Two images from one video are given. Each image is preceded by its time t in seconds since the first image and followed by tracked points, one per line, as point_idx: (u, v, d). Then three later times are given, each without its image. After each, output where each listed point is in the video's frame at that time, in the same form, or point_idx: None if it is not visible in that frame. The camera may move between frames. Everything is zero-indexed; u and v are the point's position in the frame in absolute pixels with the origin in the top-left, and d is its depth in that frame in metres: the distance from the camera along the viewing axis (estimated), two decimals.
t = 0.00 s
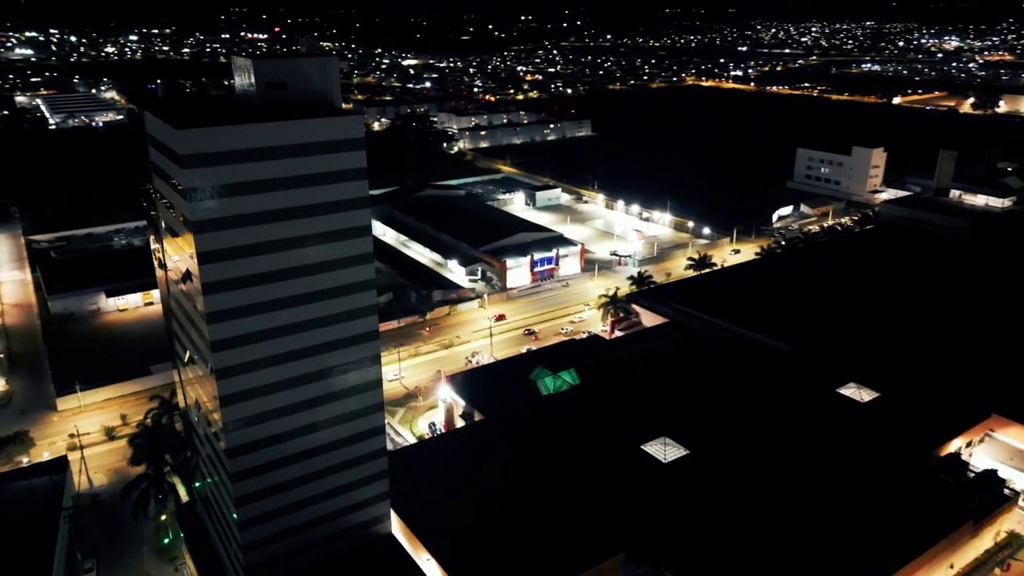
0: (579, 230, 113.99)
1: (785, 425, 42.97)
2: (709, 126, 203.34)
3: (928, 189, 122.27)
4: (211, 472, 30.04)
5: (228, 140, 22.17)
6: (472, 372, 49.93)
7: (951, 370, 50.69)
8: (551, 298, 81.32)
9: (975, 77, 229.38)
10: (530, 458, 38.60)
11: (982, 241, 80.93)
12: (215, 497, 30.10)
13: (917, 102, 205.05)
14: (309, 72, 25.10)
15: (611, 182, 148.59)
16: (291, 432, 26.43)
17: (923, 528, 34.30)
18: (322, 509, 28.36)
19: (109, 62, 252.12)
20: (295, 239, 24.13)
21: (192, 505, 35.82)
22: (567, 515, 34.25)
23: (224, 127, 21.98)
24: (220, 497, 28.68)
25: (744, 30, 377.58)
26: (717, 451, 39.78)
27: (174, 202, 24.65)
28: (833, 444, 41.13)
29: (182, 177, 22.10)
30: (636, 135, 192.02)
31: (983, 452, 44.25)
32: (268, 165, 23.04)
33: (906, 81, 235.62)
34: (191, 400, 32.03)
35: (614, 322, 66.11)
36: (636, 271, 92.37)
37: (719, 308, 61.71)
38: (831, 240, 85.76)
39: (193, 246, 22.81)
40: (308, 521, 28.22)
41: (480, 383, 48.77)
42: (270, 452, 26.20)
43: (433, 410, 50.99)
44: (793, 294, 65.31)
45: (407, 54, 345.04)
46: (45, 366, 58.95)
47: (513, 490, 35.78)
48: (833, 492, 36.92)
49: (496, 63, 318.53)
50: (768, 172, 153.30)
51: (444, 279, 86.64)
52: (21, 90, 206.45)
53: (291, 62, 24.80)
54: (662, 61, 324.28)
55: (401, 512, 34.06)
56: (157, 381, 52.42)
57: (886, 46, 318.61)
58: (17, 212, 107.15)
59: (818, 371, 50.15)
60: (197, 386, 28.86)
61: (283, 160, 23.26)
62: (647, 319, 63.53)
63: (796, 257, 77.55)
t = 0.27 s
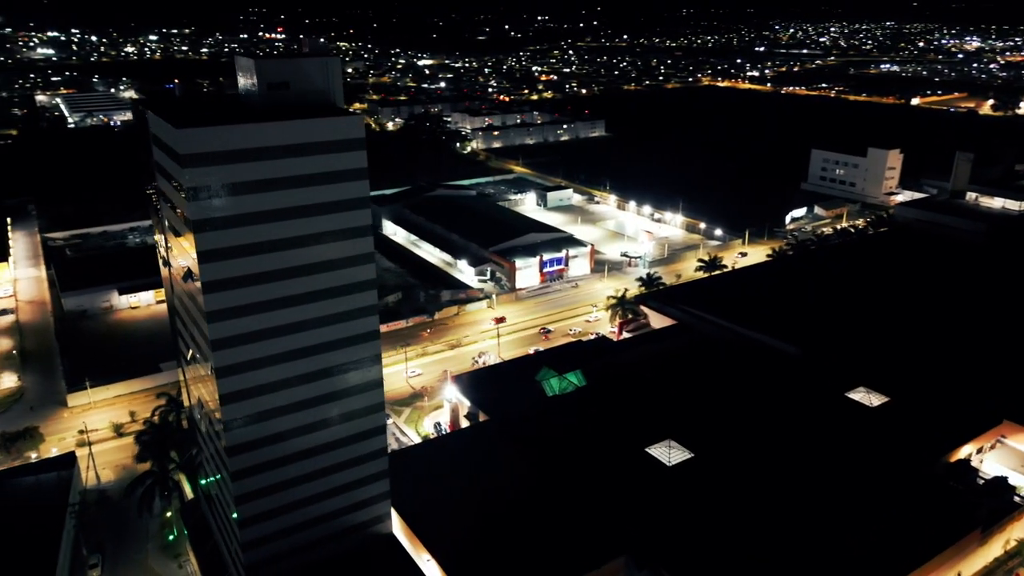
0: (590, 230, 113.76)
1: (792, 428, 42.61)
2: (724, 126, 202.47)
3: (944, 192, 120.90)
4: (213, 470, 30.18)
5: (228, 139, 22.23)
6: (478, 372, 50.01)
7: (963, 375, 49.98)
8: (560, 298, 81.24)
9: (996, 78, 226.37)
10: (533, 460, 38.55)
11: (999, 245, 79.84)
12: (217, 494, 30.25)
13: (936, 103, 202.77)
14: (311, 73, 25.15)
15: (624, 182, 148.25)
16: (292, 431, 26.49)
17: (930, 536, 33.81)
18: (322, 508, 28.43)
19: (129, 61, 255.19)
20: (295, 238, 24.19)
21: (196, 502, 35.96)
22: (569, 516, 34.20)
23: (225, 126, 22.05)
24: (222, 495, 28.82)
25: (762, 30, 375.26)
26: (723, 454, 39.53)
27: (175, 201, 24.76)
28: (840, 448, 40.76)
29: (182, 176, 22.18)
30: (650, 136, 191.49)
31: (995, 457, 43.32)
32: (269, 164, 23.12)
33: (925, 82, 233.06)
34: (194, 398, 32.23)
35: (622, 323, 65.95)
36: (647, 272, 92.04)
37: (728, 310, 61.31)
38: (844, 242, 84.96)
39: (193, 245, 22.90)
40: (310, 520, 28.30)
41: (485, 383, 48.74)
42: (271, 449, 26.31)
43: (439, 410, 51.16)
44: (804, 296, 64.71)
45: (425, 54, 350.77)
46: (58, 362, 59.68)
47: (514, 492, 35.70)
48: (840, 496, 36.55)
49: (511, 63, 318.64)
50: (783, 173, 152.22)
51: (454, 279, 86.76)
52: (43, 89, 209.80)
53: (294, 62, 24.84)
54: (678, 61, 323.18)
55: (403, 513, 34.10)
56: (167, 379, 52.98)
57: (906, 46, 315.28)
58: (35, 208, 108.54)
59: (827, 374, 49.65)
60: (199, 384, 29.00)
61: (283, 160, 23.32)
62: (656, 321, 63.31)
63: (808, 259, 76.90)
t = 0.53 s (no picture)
0: (600, 231, 113.41)
1: (799, 433, 42.24)
2: (740, 127, 201.38)
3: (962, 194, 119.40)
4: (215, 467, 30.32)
5: (229, 139, 22.32)
6: (484, 373, 49.98)
7: (976, 380, 49.21)
8: (569, 299, 81.08)
9: (1018, 79, 223.15)
10: (536, 461, 38.47)
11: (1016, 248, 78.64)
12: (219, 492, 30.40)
13: (956, 104, 200.27)
14: (314, 72, 25.25)
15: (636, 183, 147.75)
16: (292, 430, 26.59)
17: (937, 543, 33.30)
18: (323, 507, 28.52)
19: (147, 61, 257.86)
20: (295, 238, 24.27)
21: (200, 500, 36.17)
22: (570, 518, 34.10)
23: (226, 126, 22.14)
24: (223, 493, 28.98)
25: (780, 30, 372.65)
26: (728, 458, 39.23)
27: (177, 199, 24.88)
28: (847, 453, 40.35)
29: (182, 176, 22.29)
30: (664, 136, 190.74)
31: (1006, 464, 42.94)
32: (269, 164, 23.19)
33: (945, 83, 230.21)
34: (197, 395, 32.39)
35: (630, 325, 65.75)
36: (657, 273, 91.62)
37: (737, 313, 60.86)
38: (858, 244, 84.08)
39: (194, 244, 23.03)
40: (310, 519, 28.38)
41: (490, 384, 48.67)
42: (271, 448, 26.40)
43: (445, 410, 51.16)
44: (815, 299, 64.12)
45: (440, 54, 352.61)
46: (70, 359, 60.23)
47: (516, 494, 35.59)
48: (845, 502, 36.17)
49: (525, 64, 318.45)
50: (797, 174, 151.03)
51: (464, 279, 86.76)
52: (63, 88, 212.60)
53: (296, 62, 24.92)
54: (694, 61, 321.64)
55: (405, 513, 34.15)
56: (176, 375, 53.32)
57: (926, 46, 311.66)
58: (51, 206, 109.76)
59: (836, 378, 49.12)
60: (201, 381, 29.14)
61: (283, 160, 23.40)
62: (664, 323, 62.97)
63: (820, 261, 76.16)
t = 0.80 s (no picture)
0: (612, 232, 113.08)
1: (806, 437, 41.78)
2: (756, 128, 200.15)
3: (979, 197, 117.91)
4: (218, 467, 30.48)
5: (229, 138, 22.42)
6: (489, 373, 49.91)
7: (990, 384, 48.45)
8: (578, 300, 80.90)
9: None
10: (539, 463, 38.32)
11: None
12: (221, 490, 30.55)
13: (976, 105, 197.62)
14: (316, 72, 25.37)
15: (648, 184, 147.16)
16: (292, 429, 26.65)
17: (944, 552, 32.79)
18: (325, 506, 28.61)
19: (166, 61, 260.95)
20: (296, 238, 24.38)
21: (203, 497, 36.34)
22: (572, 520, 33.92)
23: (226, 126, 22.24)
24: (226, 491, 29.12)
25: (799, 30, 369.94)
26: (733, 462, 38.88)
27: (178, 199, 25.01)
28: (855, 458, 39.87)
29: (184, 176, 22.42)
30: (678, 137, 189.95)
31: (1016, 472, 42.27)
32: (269, 163, 23.27)
33: (965, 84, 227.39)
34: (200, 393, 32.55)
35: (638, 326, 65.36)
36: (667, 275, 91.19)
37: (746, 315, 60.41)
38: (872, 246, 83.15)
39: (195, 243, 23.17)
40: (310, 518, 28.44)
41: (496, 384, 48.59)
42: (271, 447, 26.49)
43: (450, 411, 51.19)
44: (826, 302, 63.47)
45: (456, 54, 353.73)
46: (81, 356, 60.74)
47: (520, 496, 35.43)
48: (851, 508, 35.71)
49: (540, 64, 318.59)
50: (813, 176, 149.79)
51: (473, 279, 86.77)
52: (83, 87, 215.33)
53: (297, 62, 25.06)
54: (710, 62, 320.12)
55: (406, 514, 34.12)
56: (183, 373, 53.62)
57: (947, 46, 307.98)
58: (68, 203, 110.99)
59: (845, 382, 48.57)
60: (203, 378, 29.31)
61: (284, 159, 23.50)
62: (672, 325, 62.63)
63: (833, 264, 75.40)
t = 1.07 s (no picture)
0: (623, 233, 112.66)
1: (814, 442, 41.32)
2: (771, 129, 198.94)
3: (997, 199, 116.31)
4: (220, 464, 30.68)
5: (229, 138, 22.55)
6: (496, 374, 49.80)
7: (1003, 390, 47.65)
8: (587, 301, 80.60)
9: None
10: (543, 465, 38.19)
11: None
12: (222, 487, 30.72)
13: (997, 106, 194.94)
14: (318, 72, 25.53)
15: (661, 185, 146.53)
16: (292, 429, 26.72)
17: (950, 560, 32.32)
18: (325, 505, 28.65)
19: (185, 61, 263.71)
20: (297, 238, 24.46)
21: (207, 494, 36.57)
22: (574, 523, 33.75)
23: (227, 125, 22.39)
24: (227, 488, 29.25)
25: (817, 31, 366.88)
26: (739, 466, 38.51)
27: (180, 198, 25.18)
28: (863, 463, 39.38)
29: (185, 175, 22.58)
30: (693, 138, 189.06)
31: None
32: (270, 163, 23.37)
33: (986, 85, 224.42)
34: (204, 391, 32.72)
35: (646, 328, 65.02)
36: (678, 276, 90.72)
37: (755, 318, 59.99)
38: (886, 249, 82.30)
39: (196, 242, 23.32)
40: (310, 517, 28.51)
41: (501, 385, 48.55)
42: (271, 446, 26.57)
43: (456, 411, 51.20)
44: (837, 305, 62.87)
45: (470, 54, 354.31)
46: (93, 353, 61.25)
47: (523, 498, 35.31)
48: (858, 515, 35.21)
49: (555, 64, 318.42)
50: (828, 177, 148.48)
51: (483, 280, 86.69)
52: (102, 86, 218.02)
53: (299, 63, 25.26)
54: (727, 62, 318.38)
55: (408, 514, 34.10)
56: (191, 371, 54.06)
57: (969, 47, 304.16)
58: (85, 202, 112.30)
59: (855, 386, 48.03)
60: (206, 376, 29.50)
61: (284, 159, 23.60)
62: (680, 327, 62.29)
63: (845, 267, 74.65)
